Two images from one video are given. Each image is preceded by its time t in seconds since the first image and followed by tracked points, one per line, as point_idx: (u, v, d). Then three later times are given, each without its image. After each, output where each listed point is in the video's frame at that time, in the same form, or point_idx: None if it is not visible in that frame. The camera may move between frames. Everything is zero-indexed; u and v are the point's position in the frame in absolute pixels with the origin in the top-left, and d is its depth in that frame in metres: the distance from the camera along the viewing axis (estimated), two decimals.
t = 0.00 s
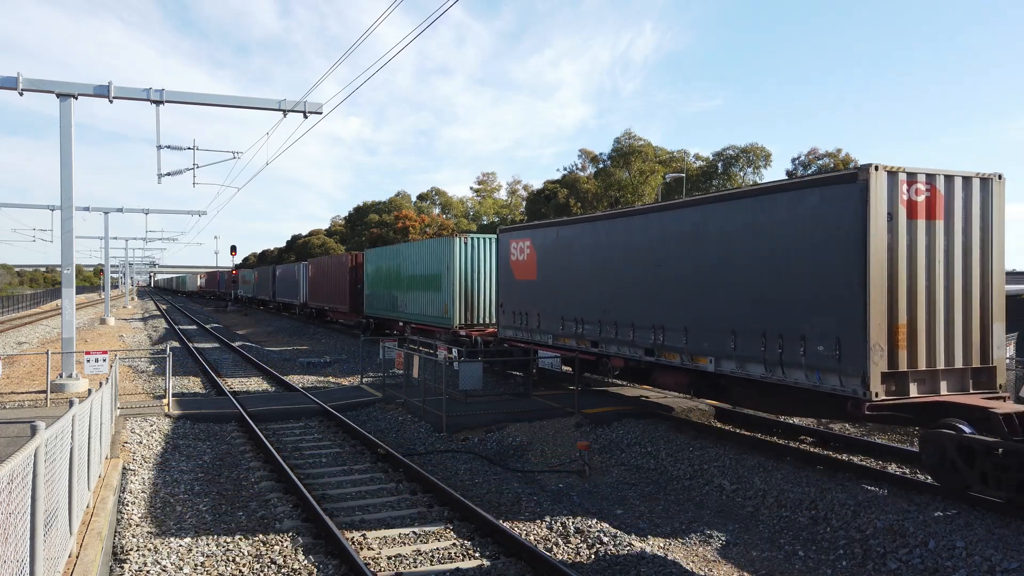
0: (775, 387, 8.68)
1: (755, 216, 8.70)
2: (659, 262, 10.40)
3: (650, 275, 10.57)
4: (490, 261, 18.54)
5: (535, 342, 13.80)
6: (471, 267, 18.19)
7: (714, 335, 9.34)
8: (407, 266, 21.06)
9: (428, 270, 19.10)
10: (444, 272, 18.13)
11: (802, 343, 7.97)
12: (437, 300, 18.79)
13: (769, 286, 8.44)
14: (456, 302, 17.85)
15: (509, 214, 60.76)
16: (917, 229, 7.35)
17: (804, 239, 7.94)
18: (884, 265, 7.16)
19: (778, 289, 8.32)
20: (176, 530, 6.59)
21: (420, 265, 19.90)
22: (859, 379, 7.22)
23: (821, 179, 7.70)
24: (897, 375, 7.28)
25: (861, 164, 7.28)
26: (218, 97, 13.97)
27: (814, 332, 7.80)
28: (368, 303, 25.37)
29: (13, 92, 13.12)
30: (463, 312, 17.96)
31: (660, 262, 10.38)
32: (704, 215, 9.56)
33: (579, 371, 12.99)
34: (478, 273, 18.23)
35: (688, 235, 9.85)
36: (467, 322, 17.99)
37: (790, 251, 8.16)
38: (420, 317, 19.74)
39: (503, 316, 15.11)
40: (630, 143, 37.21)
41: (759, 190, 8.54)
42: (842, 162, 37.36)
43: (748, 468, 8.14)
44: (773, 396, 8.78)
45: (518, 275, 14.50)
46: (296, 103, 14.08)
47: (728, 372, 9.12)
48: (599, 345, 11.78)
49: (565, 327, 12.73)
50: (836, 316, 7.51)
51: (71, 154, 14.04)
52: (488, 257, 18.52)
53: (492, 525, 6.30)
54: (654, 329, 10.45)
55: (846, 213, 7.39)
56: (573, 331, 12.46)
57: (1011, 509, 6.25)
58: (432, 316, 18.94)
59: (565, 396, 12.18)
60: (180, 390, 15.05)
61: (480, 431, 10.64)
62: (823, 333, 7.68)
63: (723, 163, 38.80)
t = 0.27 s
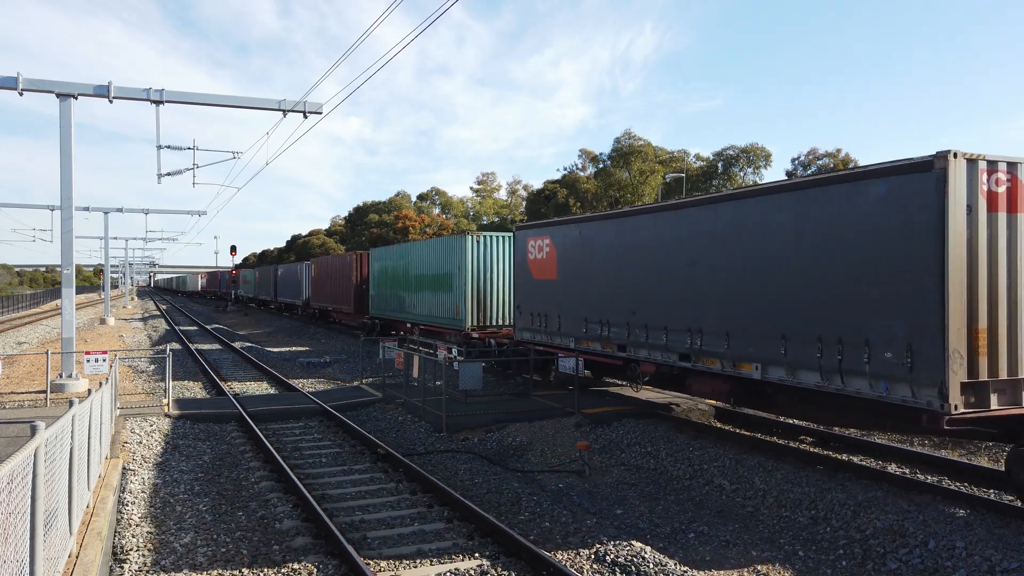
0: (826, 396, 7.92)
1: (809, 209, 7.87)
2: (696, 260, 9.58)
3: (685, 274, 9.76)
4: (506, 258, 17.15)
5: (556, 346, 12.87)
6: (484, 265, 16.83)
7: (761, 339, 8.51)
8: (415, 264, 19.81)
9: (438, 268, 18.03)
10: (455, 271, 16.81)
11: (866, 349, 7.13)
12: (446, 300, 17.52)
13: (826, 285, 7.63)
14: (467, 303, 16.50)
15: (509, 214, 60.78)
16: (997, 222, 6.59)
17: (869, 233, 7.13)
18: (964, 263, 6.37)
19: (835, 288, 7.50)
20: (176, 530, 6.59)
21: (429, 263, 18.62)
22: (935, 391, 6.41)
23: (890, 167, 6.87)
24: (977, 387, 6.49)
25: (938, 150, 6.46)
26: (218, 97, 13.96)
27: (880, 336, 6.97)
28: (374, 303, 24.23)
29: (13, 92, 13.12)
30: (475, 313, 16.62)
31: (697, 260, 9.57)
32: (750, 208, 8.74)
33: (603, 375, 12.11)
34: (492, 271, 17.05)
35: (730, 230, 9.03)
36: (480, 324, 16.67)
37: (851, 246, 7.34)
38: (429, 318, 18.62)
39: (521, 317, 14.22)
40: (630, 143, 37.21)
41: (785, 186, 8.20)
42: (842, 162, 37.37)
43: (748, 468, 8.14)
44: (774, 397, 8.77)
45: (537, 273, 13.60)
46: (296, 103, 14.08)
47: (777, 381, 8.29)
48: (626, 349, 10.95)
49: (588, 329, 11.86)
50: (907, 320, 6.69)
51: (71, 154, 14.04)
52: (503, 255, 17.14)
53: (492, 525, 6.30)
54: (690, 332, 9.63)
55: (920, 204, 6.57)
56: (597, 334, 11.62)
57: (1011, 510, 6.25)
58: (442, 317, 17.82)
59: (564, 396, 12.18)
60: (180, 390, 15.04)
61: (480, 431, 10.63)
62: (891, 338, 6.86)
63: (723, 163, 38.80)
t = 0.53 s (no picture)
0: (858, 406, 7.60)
1: (861, 203, 7.42)
2: (731, 258, 9.12)
3: (718, 273, 9.29)
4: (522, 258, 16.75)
5: (579, 350, 12.30)
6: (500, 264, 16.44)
7: (800, 342, 8.06)
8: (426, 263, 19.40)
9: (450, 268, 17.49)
10: (470, 270, 16.40)
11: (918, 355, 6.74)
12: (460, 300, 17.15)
13: (877, 284, 7.18)
14: (482, 304, 16.12)
15: (509, 214, 60.79)
16: None
17: (930, 230, 6.69)
18: None
19: (886, 289, 7.07)
20: (176, 530, 6.59)
21: (442, 262, 18.22)
22: None
23: (962, 158, 6.46)
24: None
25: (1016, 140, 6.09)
26: (218, 97, 13.96)
27: (938, 341, 6.56)
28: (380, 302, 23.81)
29: (13, 92, 13.12)
30: (490, 315, 16.25)
31: (731, 257, 9.12)
32: (792, 203, 8.26)
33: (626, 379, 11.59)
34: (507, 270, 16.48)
35: (769, 225, 8.58)
36: (495, 325, 16.31)
37: (907, 244, 6.90)
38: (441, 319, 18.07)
39: (540, 320, 13.61)
40: (630, 143, 37.22)
41: (822, 178, 7.84)
42: (842, 162, 37.38)
43: (748, 468, 8.14)
44: (774, 397, 8.76)
45: (558, 272, 13.00)
46: (296, 103, 14.09)
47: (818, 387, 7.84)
48: (660, 354, 10.27)
49: (616, 332, 11.24)
50: (975, 324, 6.28)
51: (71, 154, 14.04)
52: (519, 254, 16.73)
53: (492, 525, 6.30)
54: (735, 336, 8.96)
55: (995, 198, 6.17)
56: (627, 337, 10.97)
57: (1011, 510, 6.25)
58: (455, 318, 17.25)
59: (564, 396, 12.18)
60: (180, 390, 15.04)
61: (479, 431, 10.62)
62: (953, 344, 6.45)
63: (723, 163, 38.80)
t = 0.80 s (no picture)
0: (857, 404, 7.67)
1: (863, 203, 7.40)
2: (733, 258, 9.08)
3: (719, 273, 9.29)
4: (538, 259, 15.95)
5: (605, 355, 11.63)
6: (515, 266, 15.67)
7: (801, 342, 8.07)
8: (438, 262, 18.63)
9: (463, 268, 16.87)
10: (483, 271, 15.66)
11: (917, 355, 6.76)
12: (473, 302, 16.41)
13: (880, 285, 7.16)
14: (495, 307, 15.38)
15: (509, 214, 60.79)
16: None
17: (932, 231, 6.69)
18: None
19: (887, 290, 7.07)
20: (176, 530, 6.59)
21: (455, 262, 17.46)
22: None
23: (962, 158, 6.47)
24: None
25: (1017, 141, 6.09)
26: (217, 97, 13.96)
27: (938, 342, 6.58)
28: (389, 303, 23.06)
29: (13, 92, 13.12)
30: (504, 318, 15.51)
31: (732, 258, 9.11)
32: (793, 203, 8.25)
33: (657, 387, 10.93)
34: (522, 272, 15.84)
35: (770, 225, 8.56)
36: (510, 328, 15.57)
37: (907, 244, 6.90)
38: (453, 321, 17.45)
39: (562, 323, 12.90)
40: (630, 143, 37.22)
41: (820, 178, 7.86)
42: (842, 162, 37.39)
43: (748, 468, 8.14)
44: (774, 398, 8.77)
45: (582, 272, 12.22)
46: (296, 103, 14.09)
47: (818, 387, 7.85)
48: (698, 359, 9.56)
49: (647, 336, 10.56)
50: (976, 325, 6.28)
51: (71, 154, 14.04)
52: (536, 254, 15.93)
53: (492, 525, 6.30)
54: (783, 341, 8.27)
55: (995, 199, 6.17)
56: (660, 342, 10.29)
57: (1011, 510, 6.25)
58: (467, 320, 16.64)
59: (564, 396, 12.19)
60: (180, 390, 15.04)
61: (479, 431, 10.61)
62: (953, 345, 6.46)
63: (723, 163, 38.81)
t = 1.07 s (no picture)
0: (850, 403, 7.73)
1: (865, 203, 7.38)
2: (739, 256, 9.01)
3: (720, 273, 9.29)
4: (555, 258, 15.47)
5: (634, 358, 11.02)
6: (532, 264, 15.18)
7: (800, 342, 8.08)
8: (449, 262, 18.09)
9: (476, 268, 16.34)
10: (498, 269, 15.16)
11: (915, 356, 6.79)
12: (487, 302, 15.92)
13: (880, 285, 7.17)
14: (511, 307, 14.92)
15: (509, 214, 60.78)
16: None
17: (933, 231, 6.68)
18: None
19: (887, 290, 7.08)
20: (176, 530, 6.59)
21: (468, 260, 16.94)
22: None
23: (965, 159, 6.45)
24: None
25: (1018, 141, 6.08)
26: (217, 97, 13.96)
27: (937, 342, 6.60)
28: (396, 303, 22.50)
29: (13, 92, 13.12)
30: (521, 318, 15.04)
31: (733, 258, 9.10)
32: (794, 203, 8.24)
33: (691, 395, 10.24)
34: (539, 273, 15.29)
35: (770, 226, 8.56)
36: (527, 329, 15.09)
37: (909, 246, 6.89)
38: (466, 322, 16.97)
39: (584, 325, 12.31)
40: (630, 143, 37.21)
41: (821, 179, 7.87)
42: (843, 162, 37.37)
43: (748, 468, 8.14)
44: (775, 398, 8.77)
45: (607, 271, 11.63)
46: (296, 103, 14.09)
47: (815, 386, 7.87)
48: (740, 366, 8.87)
49: (683, 339, 9.88)
50: (975, 326, 6.29)
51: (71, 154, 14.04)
52: (553, 253, 15.44)
53: (492, 525, 6.30)
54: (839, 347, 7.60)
55: (996, 199, 6.17)
56: (698, 346, 9.61)
57: (1010, 510, 6.25)
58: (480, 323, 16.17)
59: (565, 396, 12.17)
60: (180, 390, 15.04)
61: (479, 431, 10.61)
62: (952, 345, 6.48)
63: (723, 163, 38.81)
